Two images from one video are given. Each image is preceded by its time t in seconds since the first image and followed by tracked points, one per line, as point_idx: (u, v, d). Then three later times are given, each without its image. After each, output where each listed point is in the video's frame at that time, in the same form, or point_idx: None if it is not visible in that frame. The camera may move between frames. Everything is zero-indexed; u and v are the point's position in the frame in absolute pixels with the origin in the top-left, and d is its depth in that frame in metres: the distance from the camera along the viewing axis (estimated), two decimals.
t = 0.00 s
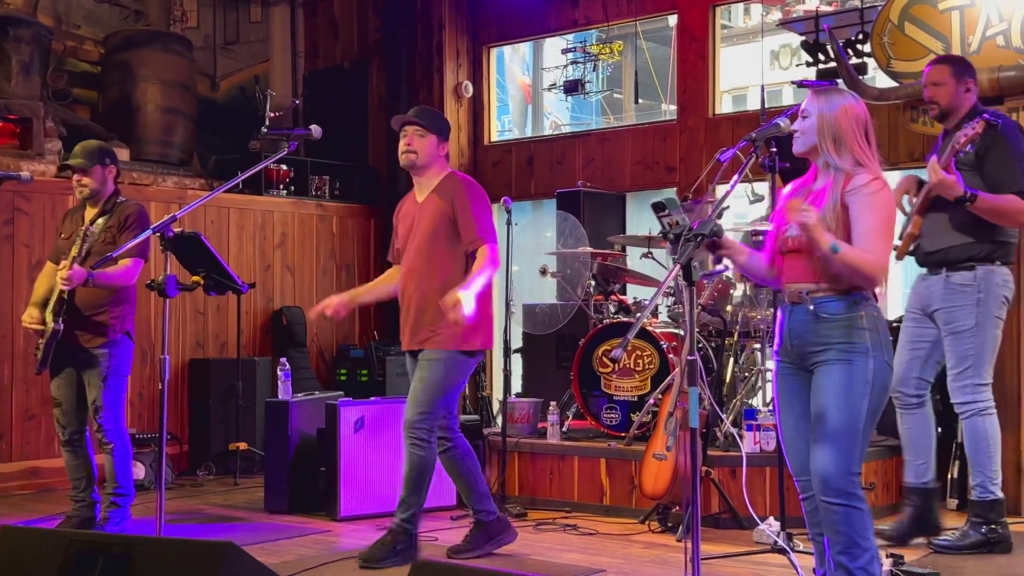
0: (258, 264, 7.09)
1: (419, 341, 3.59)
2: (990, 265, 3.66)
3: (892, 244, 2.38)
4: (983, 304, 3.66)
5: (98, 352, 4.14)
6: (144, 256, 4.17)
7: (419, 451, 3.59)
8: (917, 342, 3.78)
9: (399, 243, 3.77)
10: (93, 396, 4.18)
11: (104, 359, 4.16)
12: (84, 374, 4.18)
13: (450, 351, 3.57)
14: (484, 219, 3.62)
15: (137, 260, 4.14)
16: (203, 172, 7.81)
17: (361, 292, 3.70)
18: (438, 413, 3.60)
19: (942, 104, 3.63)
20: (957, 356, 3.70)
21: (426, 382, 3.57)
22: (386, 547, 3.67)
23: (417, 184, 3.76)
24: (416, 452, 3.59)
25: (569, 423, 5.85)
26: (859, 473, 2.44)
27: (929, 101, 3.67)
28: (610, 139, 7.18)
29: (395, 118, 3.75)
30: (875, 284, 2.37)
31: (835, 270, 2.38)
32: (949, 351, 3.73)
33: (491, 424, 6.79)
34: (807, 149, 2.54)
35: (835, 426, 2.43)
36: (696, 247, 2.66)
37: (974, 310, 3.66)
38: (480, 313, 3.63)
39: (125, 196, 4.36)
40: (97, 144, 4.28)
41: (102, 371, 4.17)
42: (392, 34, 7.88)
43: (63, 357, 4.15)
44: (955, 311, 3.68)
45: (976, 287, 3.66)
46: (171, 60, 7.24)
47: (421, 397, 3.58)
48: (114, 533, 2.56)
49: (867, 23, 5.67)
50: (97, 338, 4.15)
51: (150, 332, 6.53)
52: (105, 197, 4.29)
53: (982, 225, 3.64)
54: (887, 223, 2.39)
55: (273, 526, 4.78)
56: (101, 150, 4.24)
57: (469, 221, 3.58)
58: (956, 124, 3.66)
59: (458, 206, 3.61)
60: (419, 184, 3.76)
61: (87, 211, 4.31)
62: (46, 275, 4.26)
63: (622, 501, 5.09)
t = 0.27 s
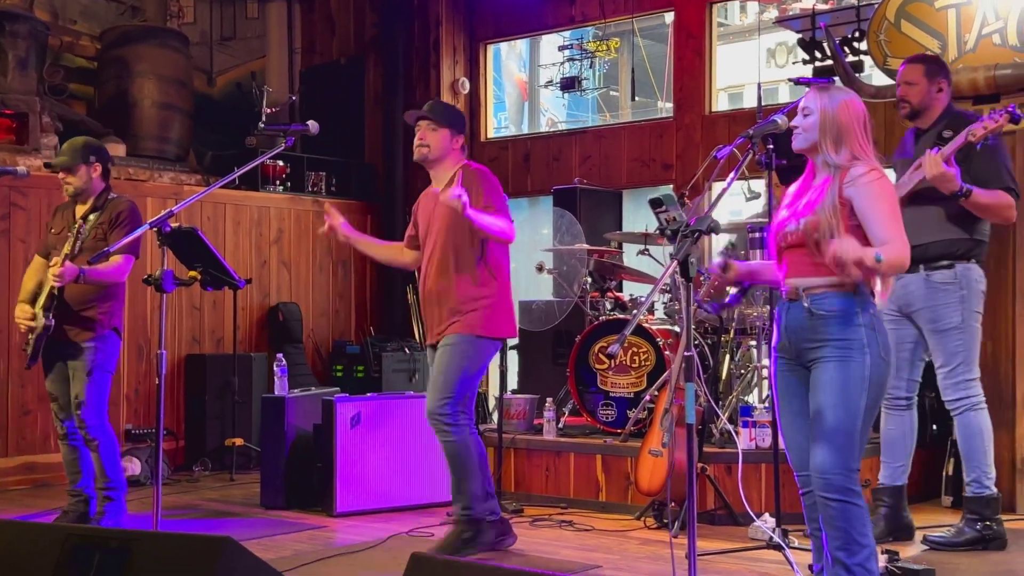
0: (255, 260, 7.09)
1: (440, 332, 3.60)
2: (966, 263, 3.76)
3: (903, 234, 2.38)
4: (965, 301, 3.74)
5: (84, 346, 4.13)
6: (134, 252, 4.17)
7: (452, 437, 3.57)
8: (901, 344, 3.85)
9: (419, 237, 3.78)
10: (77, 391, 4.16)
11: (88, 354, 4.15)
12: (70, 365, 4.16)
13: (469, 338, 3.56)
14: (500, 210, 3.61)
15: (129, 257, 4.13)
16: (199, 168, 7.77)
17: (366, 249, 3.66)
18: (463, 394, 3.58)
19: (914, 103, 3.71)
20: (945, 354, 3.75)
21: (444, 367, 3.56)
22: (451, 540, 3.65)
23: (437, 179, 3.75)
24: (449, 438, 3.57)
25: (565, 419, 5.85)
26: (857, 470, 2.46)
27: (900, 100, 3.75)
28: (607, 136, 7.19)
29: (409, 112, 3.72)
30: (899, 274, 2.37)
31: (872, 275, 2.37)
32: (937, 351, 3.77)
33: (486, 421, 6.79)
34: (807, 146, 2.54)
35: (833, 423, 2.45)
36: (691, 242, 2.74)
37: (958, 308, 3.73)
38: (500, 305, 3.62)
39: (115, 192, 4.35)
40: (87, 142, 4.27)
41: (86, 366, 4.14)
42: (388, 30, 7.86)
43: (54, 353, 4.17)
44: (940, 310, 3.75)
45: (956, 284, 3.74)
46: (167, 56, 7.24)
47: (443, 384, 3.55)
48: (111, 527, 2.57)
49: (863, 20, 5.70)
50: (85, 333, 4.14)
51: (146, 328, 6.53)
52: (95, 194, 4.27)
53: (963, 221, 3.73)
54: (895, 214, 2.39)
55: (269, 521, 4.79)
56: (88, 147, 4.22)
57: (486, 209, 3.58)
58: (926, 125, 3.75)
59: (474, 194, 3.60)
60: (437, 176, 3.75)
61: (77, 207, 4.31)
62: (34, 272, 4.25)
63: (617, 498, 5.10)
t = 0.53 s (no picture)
0: (251, 256, 7.08)
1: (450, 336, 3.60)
2: (940, 263, 3.77)
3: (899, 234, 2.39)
4: (940, 301, 3.74)
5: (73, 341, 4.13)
6: (129, 252, 4.15)
7: (503, 442, 3.58)
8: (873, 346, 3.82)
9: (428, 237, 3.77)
10: (60, 379, 4.13)
11: (75, 345, 4.14)
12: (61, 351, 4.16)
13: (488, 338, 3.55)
14: (514, 213, 3.61)
15: (124, 258, 4.12)
16: (196, 164, 7.78)
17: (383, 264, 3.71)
18: (504, 398, 3.59)
19: (894, 102, 3.72)
20: (921, 353, 3.74)
21: (480, 374, 3.55)
22: (502, 544, 3.63)
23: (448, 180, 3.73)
24: (499, 443, 3.58)
25: (561, 416, 5.87)
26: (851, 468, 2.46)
27: (880, 98, 3.76)
28: (603, 133, 7.20)
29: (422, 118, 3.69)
30: (889, 280, 2.38)
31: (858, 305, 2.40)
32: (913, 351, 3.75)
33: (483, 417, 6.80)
34: (809, 144, 2.55)
35: (827, 420, 2.45)
36: (688, 240, 2.78)
37: (934, 307, 3.73)
38: (512, 306, 3.62)
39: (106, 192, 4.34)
40: (77, 142, 4.25)
41: (73, 355, 4.13)
42: (385, 28, 7.88)
43: (45, 352, 4.18)
44: (916, 309, 3.74)
45: (932, 284, 3.73)
46: (164, 52, 7.23)
47: (483, 390, 3.55)
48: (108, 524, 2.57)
49: (860, 18, 5.70)
50: (74, 328, 4.14)
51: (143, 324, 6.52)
52: (88, 195, 4.26)
53: (946, 219, 3.76)
54: (892, 215, 2.40)
55: (266, 518, 4.79)
56: (79, 149, 4.21)
57: (502, 211, 3.59)
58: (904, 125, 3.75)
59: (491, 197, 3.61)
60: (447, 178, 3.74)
61: (68, 207, 4.30)
62: (22, 269, 4.28)
63: (613, 495, 5.11)
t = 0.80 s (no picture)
0: (248, 253, 7.09)
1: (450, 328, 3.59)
2: (927, 262, 3.72)
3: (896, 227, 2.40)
4: (920, 295, 3.66)
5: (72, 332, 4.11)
6: (126, 248, 4.15)
7: (497, 435, 3.56)
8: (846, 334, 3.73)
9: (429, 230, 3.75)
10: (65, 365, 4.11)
11: (75, 334, 4.12)
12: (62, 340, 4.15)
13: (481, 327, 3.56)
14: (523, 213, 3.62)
15: (121, 253, 4.11)
16: (193, 160, 7.78)
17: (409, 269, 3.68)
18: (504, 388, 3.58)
19: (879, 101, 3.67)
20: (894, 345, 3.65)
21: (481, 364, 3.55)
22: (499, 539, 3.62)
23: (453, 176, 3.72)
24: (499, 433, 3.57)
25: (558, 413, 5.87)
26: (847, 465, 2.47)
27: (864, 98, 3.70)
28: (601, 130, 7.20)
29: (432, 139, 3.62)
30: (885, 272, 2.39)
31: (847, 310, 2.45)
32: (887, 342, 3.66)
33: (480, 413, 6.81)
34: (810, 142, 2.55)
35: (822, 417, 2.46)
36: (685, 236, 2.75)
37: (914, 301, 3.65)
38: (510, 303, 3.62)
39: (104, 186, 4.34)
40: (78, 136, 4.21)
41: (74, 344, 4.11)
42: (383, 25, 7.90)
43: (45, 345, 4.18)
44: (895, 300, 3.65)
45: (914, 277, 3.66)
46: (162, 49, 7.23)
47: (482, 379, 3.54)
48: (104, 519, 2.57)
49: (858, 15, 5.70)
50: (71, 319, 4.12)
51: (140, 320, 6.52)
52: (86, 189, 4.25)
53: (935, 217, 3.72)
54: (887, 209, 2.40)
55: (263, 514, 4.79)
56: (82, 143, 4.16)
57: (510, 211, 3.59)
58: (888, 124, 3.73)
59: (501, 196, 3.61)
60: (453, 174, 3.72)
61: (65, 201, 4.28)
62: (16, 263, 4.30)
63: (610, 491, 5.11)
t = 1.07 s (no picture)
0: (246, 250, 7.09)
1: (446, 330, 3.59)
2: (921, 259, 3.72)
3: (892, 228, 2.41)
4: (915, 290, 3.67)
5: (85, 335, 4.12)
6: (129, 240, 4.14)
7: (476, 433, 3.54)
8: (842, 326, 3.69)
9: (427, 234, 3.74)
10: (83, 375, 4.14)
11: (89, 341, 4.13)
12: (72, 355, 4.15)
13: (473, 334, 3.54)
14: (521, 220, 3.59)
15: (125, 245, 4.11)
16: (191, 158, 7.77)
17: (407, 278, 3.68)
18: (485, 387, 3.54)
19: (871, 99, 3.67)
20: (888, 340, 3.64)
21: (462, 363, 3.53)
22: (491, 534, 3.61)
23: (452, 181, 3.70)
24: (476, 433, 3.55)
25: (556, 410, 5.87)
26: (848, 463, 2.46)
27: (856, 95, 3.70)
28: (599, 128, 7.20)
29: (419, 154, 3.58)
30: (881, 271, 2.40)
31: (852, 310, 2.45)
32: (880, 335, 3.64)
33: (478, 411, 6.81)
34: (808, 137, 2.54)
35: (823, 415, 2.45)
36: (682, 234, 2.74)
37: (910, 296, 3.65)
38: (505, 308, 3.61)
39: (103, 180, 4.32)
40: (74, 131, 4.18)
41: (91, 353, 4.14)
42: (379, 20, 7.87)
43: (50, 347, 4.16)
44: (891, 294, 3.63)
45: (909, 273, 3.66)
46: (159, 46, 7.23)
47: (462, 378, 3.52)
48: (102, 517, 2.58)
49: (855, 13, 5.71)
50: (82, 322, 4.12)
51: (139, 318, 6.52)
52: (87, 184, 4.23)
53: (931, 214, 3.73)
54: (884, 209, 2.41)
55: (262, 511, 4.80)
56: (83, 137, 4.15)
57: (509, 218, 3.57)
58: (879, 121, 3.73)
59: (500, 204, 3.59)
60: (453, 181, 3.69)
61: (66, 197, 4.26)
62: (19, 263, 4.27)
63: (608, 489, 5.12)
